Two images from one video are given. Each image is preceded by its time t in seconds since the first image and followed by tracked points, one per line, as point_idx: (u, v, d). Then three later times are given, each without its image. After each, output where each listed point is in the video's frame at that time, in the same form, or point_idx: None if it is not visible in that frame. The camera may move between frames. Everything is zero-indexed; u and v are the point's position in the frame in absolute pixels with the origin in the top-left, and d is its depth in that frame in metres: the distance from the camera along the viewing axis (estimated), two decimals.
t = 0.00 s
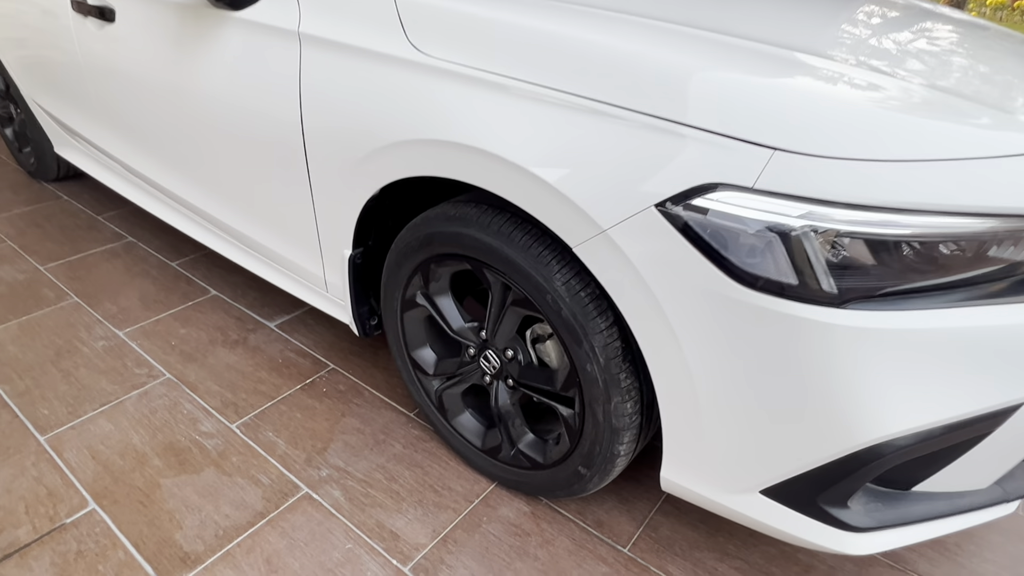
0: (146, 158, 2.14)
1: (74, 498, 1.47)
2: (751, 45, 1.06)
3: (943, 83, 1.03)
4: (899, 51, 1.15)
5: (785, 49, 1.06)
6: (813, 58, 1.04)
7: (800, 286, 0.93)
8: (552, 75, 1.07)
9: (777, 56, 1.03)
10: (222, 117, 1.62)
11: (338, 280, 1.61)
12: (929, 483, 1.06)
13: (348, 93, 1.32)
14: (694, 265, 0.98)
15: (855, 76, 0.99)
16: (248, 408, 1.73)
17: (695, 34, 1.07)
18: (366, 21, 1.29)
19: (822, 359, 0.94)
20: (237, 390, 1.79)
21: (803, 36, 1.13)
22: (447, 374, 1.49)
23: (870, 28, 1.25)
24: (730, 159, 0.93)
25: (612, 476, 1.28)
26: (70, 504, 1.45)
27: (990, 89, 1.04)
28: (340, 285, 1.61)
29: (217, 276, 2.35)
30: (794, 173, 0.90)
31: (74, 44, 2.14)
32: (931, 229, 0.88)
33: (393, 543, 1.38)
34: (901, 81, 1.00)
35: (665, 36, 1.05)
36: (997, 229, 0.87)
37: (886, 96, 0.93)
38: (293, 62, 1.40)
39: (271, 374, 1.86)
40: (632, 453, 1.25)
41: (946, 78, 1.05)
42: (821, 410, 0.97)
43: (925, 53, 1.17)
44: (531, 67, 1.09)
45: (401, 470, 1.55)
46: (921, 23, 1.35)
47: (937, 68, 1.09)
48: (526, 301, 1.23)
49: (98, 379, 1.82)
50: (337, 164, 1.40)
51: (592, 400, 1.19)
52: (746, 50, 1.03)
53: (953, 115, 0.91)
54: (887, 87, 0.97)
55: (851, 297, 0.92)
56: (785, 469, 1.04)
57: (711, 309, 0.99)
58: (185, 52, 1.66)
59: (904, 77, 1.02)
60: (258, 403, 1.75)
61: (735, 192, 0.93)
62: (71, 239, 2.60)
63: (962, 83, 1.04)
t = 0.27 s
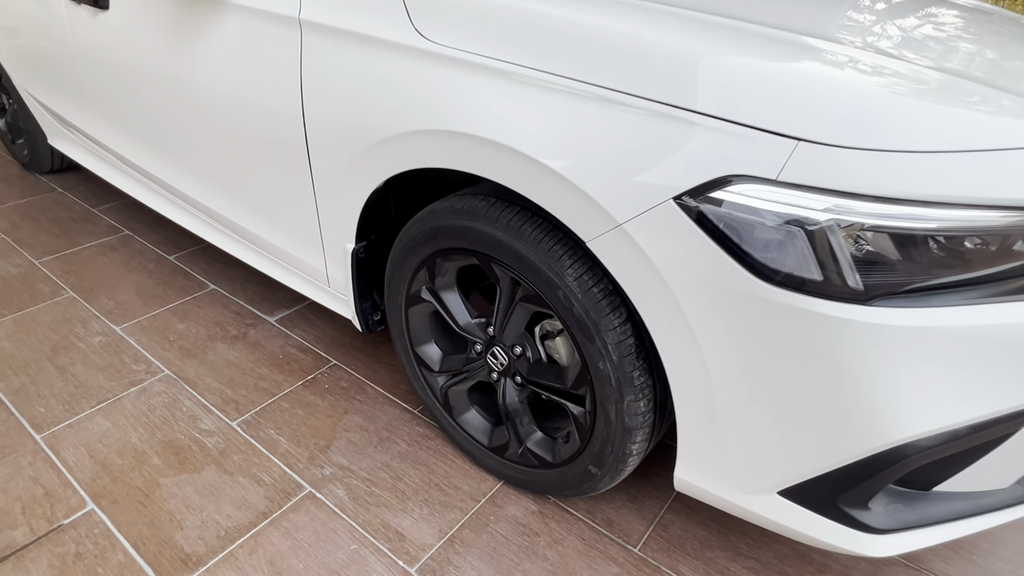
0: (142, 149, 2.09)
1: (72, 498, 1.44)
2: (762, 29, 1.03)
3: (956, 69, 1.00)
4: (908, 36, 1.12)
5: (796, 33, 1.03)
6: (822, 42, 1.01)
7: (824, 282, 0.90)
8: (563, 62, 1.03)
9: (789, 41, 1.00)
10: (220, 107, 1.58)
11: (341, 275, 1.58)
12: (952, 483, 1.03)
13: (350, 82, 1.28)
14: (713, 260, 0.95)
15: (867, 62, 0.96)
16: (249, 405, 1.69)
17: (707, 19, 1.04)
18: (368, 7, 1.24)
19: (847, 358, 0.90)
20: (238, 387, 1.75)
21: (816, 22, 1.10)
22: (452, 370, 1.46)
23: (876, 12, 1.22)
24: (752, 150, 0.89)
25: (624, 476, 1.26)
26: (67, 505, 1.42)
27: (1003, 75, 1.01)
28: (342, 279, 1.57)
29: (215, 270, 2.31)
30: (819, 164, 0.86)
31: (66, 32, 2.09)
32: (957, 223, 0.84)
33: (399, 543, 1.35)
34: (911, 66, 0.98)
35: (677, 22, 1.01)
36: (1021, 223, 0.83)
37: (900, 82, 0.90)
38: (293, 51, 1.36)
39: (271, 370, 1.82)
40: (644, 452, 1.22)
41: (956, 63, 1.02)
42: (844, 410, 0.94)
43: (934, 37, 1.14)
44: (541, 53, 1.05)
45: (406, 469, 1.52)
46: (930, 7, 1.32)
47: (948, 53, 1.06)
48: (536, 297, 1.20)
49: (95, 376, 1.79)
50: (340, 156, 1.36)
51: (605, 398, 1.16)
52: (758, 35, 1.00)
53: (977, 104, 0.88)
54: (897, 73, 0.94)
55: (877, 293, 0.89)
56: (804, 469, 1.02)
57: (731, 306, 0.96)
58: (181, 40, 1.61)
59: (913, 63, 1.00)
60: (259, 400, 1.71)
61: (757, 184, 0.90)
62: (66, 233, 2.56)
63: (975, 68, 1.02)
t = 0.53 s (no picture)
0: (138, 143, 2.06)
1: (70, 497, 1.42)
2: (767, 19, 1.00)
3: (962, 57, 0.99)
4: (911, 24, 1.11)
5: (800, 21, 1.01)
6: (825, 30, 0.99)
7: (838, 279, 0.88)
8: (568, 53, 1.01)
9: (794, 30, 0.98)
10: (216, 100, 1.55)
11: (341, 270, 1.55)
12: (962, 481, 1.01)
13: (350, 74, 1.25)
14: (722, 256, 0.93)
15: (873, 51, 0.94)
16: (248, 403, 1.67)
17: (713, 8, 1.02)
18: None
19: (861, 356, 0.88)
20: (237, 384, 1.73)
21: (822, 11, 1.08)
22: (455, 367, 1.44)
23: None
24: (763, 144, 0.87)
25: (630, 474, 1.24)
26: (65, 504, 1.40)
27: (1009, 63, 1.00)
28: (342, 275, 1.55)
29: (213, 265, 2.28)
30: (833, 158, 0.84)
31: (59, 23, 2.06)
32: (973, 219, 0.82)
33: (402, 542, 1.34)
34: (916, 55, 0.96)
35: (684, 11, 0.99)
36: None
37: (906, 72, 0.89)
38: (291, 42, 1.33)
39: (271, 366, 1.80)
40: (650, 451, 1.20)
41: (960, 51, 1.01)
42: (857, 409, 0.92)
43: (937, 25, 1.13)
44: (545, 44, 1.03)
45: (408, 467, 1.50)
46: None
47: (951, 41, 1.05)
48: (541, 293, 1.18)
49: (92, 373, 1.77)
50: (339, 150, 1.34)
51: (611, 396, 1.14)
52: (765, 24, 0.98)
53: (990, 94, 0.86)
54: (902, 62, 0.93)
55: (891, 290, 0.87)
56: (814, 468, 1.00)
57: (741, 303, 0.94)
58: (176, 31, 1.58)
59: (916, 50, 0.98)
60: (258, 397, 1.69)
61: (769, 178, 0.87)
62: (61, 228, 2.53)
63: (981, 57, 1.00)
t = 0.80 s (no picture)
0: (132, 136, 2.05)
1: (66, 492, 1.41)
2: (763, 9, 1.00)
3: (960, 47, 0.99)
4: (908, 14, 1.11)
5: (798, 12, 1.01)
6: (822, 20, 0.99)
7: (835, 271, 0.88)
8: (565, 43, 1.00)
9: (791, 21, 0.97)
10: (211, 92, 1.54)
11: (337, 264, 1.55)
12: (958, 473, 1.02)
13: (346, 66, 1.24)
14: (721, 248, 0.93)
15: (870, 41, 0.94)
16: (245, 397, 1.67)
17: None
18: None
19: (859, 349, 0.88)
20: (233, 378, 1.73)
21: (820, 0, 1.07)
22: (452, 360, 1.44)
23: None
24: (762, 135, 0.87)
25: (627, 466, 1.24)
26: (62, 499, 1.40)
27: (1007, 53, 0.99)
28: (339, 268, 1.54)
29: (209, 259, 2.27)
30: (831, 149, 0.83)
31: (51, 15, 2.04)
32: (971, 211, 0.82)
33: (399, 535, 1.34)
34: (914, 45, 0.96)
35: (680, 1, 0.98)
36: None
37: (902, 63, 0.88)
38: (286, 33, 1.32)
39: (268, 360, 1.80)
40: (647, 443, 1.20)
41: (958, 41, 1.01)
42: (854, 401, 0.92)
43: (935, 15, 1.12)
44: (541, 35, 1.02)
45: (405, 460, 1.50)
46: None
47: (949, 32, 1.05)
48: (538, 286, 1.17)
49: (88, 367, 1.76)
50: (335, 142, 1.33)
51: (608, 389, 1.14)
52: (761, 15, 0.98)
53: (989, 85, 0.86)
54: (900, 52, 0.92)
55: (889, 282, 0.87)
56: (812, 460, 1.00)
57: (739, 295, 0.94)
58: (170, 23, 1.57)
59: (914, 40, 0.98)
60: (255, 391, 1.69)
61: (767, 169, 0.87)
62: (56, 221, 2.51)
63: (979, 47, 1.00)
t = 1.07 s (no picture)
0: (129, 133, 2.05)
1: (65, 487, 1.42)
2: (754, 7, 1.01)
3: (953, 45, 1.00)
4: (902, 12, 1.11)
5: (794, 10, 1.02)
6: (818, 19, 1.00)
7: (826, 267, 0.89)
8: (559, 41, 1.01)
9: (783, 19, 0.98)
10: (207, 89, 1.55)
11: (334, 260, 1.56)
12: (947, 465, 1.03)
13: (342, 63, 1.24)
14: (713, 244, 0.94)
15: (863, 40, 0.95)
16: (243, 392, 1.68)
17: None
18: None
19: (849, 343, 0.90)
20: (231, 374, 1.74)
21: None
22: (448, 355, 1.45)
23: None
24: (754, 132, 0.88)
25: (622, 460, 1.25)
26: (61, 493, 1.41)
27: (999, 51, 1.00)
28: (336, 265, 1.55)
29: (206, 255, 2.28)
30: (823, 147, 0.84)
31: (47, 11, 2.04)
32: (960, 206, 0.83)
33: (397, 529, 1.35)
34: (907, 43, 0.97)
35: None
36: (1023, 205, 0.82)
37: (897, 62, 0.89)
38: (282, 30, 1.32)
39: (265, 356, 1.81)
40: (642, 437, 1.22)
41: (950, 39, 1.01)
42: (845, 395, 0.94)
43: (926, 13, 1.13)
44: (535, 32, 1.03)
45: (403, 455, 1.51)
46: None
47: (941, 30, 1.06)
48: (534, 282, 1.18)
49: (86, 363, 1.77)
50: (332, 139, 1.33)
51: (603, 384, 1.15)
52: (752, 13, 0.99)
53: (979, 83, 0.87)
54: (893, 51, 0.93)
55: (879, 277, 0.88)
56: (803, 453, 1.02)
57: (732, 290, 0.95)
58: (165, 19, 1.57)
59: (908, 39, 0.99)
60: (253, 387, 1.70)
61: (759, 166, 0.88)
62: (53, 218, 2.51)
63: (970, 45, 1.01)
